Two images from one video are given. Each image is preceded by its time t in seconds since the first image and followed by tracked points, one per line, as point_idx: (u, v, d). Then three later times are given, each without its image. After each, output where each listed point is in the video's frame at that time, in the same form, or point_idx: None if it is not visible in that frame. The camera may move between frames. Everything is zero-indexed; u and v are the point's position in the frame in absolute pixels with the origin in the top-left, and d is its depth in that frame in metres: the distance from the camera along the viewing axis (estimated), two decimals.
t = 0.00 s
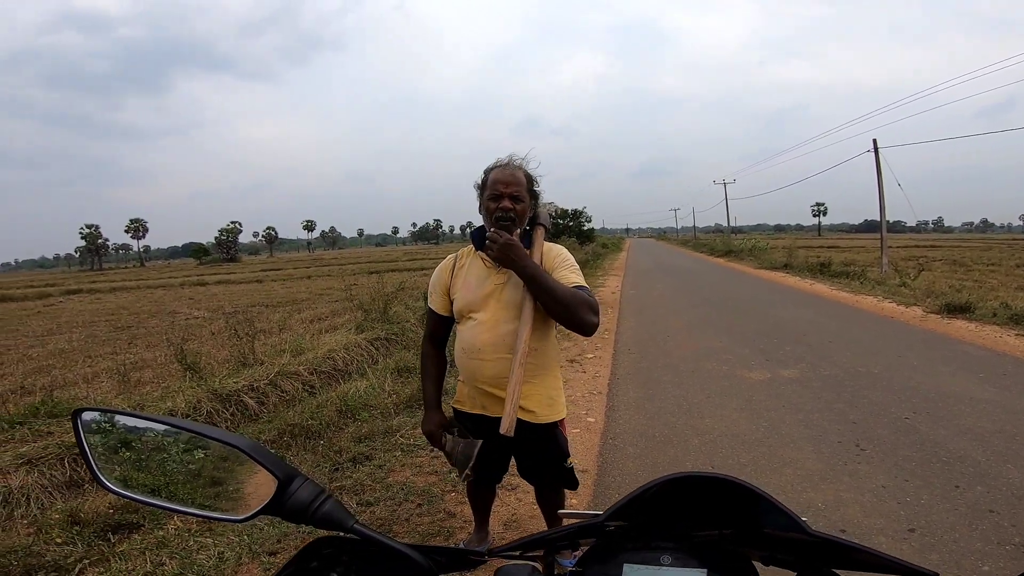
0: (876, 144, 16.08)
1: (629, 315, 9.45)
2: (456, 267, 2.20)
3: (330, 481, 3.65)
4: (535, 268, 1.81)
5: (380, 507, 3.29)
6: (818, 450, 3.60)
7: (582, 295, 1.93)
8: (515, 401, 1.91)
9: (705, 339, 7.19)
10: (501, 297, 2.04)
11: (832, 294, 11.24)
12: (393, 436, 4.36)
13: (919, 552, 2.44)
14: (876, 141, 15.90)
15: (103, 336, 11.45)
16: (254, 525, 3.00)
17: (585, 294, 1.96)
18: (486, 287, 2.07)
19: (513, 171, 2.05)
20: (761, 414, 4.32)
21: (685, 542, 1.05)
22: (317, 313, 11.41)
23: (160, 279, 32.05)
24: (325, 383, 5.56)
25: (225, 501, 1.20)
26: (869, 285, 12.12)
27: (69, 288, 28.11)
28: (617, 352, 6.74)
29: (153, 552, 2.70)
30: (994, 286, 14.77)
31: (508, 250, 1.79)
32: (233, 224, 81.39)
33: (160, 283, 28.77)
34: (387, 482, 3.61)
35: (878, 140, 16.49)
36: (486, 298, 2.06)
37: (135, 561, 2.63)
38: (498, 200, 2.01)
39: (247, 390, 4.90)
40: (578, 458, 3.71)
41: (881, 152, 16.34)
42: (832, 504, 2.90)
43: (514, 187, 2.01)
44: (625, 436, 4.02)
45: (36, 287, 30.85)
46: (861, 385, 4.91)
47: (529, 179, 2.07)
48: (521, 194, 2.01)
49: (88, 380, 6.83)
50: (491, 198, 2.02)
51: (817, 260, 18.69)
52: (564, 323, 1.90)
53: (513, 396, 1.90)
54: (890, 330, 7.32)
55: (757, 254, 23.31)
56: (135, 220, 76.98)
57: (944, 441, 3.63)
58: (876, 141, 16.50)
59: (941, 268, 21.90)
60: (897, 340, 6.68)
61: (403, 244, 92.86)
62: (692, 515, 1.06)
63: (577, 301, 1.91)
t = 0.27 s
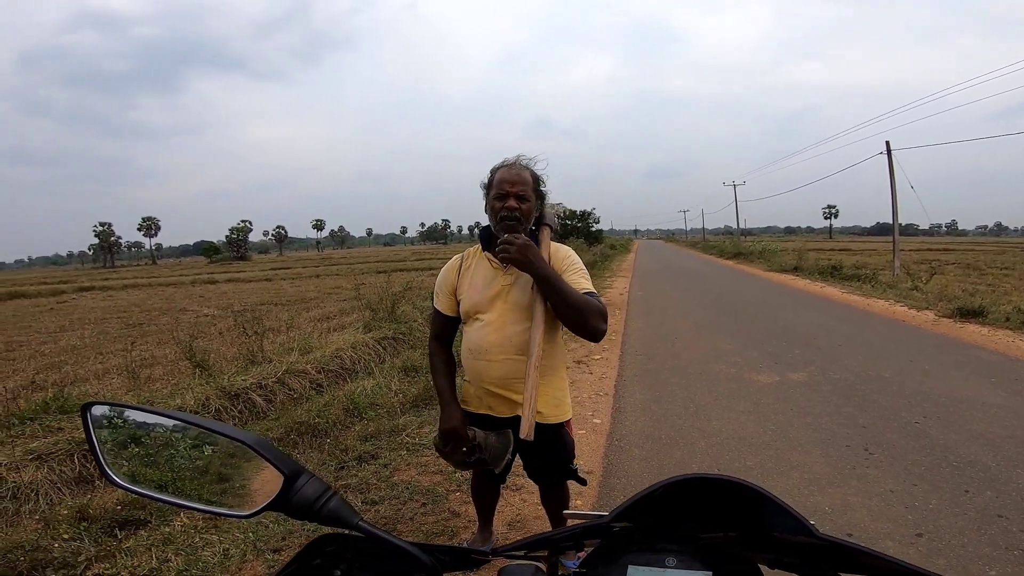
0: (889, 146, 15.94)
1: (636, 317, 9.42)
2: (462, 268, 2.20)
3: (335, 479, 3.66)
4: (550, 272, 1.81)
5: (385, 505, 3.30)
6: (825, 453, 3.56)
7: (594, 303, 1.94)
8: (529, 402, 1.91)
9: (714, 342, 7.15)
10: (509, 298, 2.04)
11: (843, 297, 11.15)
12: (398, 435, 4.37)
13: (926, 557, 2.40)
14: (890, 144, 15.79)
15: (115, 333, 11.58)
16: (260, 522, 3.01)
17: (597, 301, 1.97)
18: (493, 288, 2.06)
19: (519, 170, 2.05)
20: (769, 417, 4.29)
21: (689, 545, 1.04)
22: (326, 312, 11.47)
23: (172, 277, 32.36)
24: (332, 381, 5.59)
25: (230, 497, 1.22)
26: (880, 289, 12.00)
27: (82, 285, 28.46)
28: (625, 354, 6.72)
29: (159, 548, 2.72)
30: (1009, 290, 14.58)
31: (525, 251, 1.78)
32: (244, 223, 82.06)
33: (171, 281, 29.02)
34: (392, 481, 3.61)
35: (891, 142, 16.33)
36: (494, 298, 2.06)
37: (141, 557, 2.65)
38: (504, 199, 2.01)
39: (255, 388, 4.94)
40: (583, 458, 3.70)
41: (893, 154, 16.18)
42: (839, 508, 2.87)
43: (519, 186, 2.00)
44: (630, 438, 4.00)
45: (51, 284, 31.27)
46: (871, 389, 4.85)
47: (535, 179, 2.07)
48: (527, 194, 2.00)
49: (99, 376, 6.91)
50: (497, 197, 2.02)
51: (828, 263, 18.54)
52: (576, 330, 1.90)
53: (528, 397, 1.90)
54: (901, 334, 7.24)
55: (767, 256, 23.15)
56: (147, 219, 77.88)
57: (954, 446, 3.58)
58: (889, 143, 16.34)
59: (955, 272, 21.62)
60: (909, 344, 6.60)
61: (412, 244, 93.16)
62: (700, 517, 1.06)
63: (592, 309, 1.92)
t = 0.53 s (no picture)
0: (902, 150, 15.81)
1: (646, 320, 9.40)
2: (479, 271, 2.20)
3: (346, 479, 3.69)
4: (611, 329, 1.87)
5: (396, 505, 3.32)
6: (838, 458, 3.55)
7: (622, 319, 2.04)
8: (559, 403, 1.80)
9: (724, 345, 7.13)
10: (529, 300, 2.05)
11: (855, 302, 11.06)
12: (409, 436, 4.39)
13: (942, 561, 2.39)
14: (903, 148, 15.66)
15: (127, 331, 11.70)
16: (272, 521, 3.04)
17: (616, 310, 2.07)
18: (512, 291, 2.07)
19: (535, 172, 2.06)
20: (781, 421, 4.28)
21: (723, 545, 1.05)
22: (335, 312, 11.53)
23: (183, 276, 32.66)
24: (343, 381, 5.62)
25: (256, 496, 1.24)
26: (892, 294, 11.89)
27: (95, 283, 28.78)
28: (634, 357, 6.71)
29: (172, 546, 2.76)
30: None
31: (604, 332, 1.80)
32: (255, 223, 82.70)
33: (182, 280, 29.28)
34: (403, 481, 3.63)
35: (904, 146, 16.20)
36: (513, 301, 2.07)
37: (154, 555, 2.68)
38: (520, 201, 2.03)
39: (266, 387, 4.98)
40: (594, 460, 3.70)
41: (906, 157, 16.05)
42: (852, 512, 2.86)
43: (535, 188, 2.02)
44: (641, 441, 4.00)
45: (65, 282, 31.69)
46: (884, 394, 4.82)
47: (551, 180, 2.08)
48: (543, 195, 2.02)
49: (112, 374, 6.99)
50: (513, 199, 2.04)
51: (839, 267, 18.40)
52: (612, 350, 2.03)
53: (558, 400, 1.80)
54: (915, 339, 7.17)
55: (778, 260, 23.01)
56: (160, 218, 78.68)
57: (969, 451, 3.55)
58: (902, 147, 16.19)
59: (969, 276, 21.38)
60: (923, 349, 6.55)
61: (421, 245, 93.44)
62: (730, 518, 1.06)
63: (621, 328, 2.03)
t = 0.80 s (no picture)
0: (915, 154, 15.66)
1: (653, 323, 9.35)
2: (483, 275, 2.18)
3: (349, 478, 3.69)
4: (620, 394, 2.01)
5: (398, 506, 3.31)
6: (844, 464, 3.50)
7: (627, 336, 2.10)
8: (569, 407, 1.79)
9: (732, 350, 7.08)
10: (535, 304, 2.04)
11: (865, 307, 10.95)
12: (413, 437, 4.39)
13: (946, 569, 2.35)
14: (916, 152, 15.51)
15: (137, 328, 11.79)
16: (274, 520, 3.04)
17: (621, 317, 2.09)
18: (517, 294, 2.06)
19: (538, 175, 2.05)
20: (786, 426, 4.24)
21: (720, 554, 1.04)
22: (343, 312, 11.56)
23: (193, 274, 32.90)
24: (348, 381, 5.63)
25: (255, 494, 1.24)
26: (903, 299, 11.76)
27: (107, 280, 29.05)
28: (640, 360, 6.68)
29: (175, 544, 2.77)
30: None
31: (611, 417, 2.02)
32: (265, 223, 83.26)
33: (192, 279, 29.50)
34: (406, 482, 3.63)
35: (916, 150, 16.03)
36: (518, 304, 2.06)
37: (157, 552, 2.69)
38: (522, 204, 2.02)
39: (272, 386, 5.00)
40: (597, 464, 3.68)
41: (918, 161, 15.88)
42: (856, 518, 2.82)
43: (538, 191, 2.01)
44: (644, 445, 3.97)
45: (78, 279, 32.01)
46: (892, 400, 4.76)
47: (554, 183, 2.07)
48: (545, 198, 2.01)
49: (121, 371, 7.04)
50: (515, 202, 2.03)
51: (850, 272, 18.21)
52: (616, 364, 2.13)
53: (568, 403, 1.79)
54: (925, 345, 7.08)
55: (787, 264, 22.84)
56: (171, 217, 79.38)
57: (977, 458, 3.50)
58: (915, 152, 16.03)
59: (982, 282, 21.10)
60: (933, 355, 6.46)
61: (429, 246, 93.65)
62: (728, 527, 1.05)
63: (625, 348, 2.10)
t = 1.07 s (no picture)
0: (924, 161, 15.58)
1: (659, 329, 9.33)
2: (495, 280, 2.20)
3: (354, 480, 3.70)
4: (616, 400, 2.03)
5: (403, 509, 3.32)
6: (848, 471, 3.49)
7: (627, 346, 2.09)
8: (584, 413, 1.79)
9: (737, 356, 7.06)
10: (547, 310, 2.06)
11: (872, 314, 10.88)
12: (418, 439, 4.40)
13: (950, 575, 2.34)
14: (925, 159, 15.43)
15: (145, 328, 11.86)
16: (281, 522, 3.05)
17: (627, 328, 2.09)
18: (529, 300, 2.07)
19: (546, 182, 2.06)
20: (792, 433, 4.22)
21: (724, 559, 1.04)
22: (349, 314, 11.59)
23: (200, 275, 33.07)
24: (354, 384, 5.65)
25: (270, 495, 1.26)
26: (911, 307, 11.68)
27: (115, 280, 29.25)
28: (646, 366, 6.66)
29: (182, 544, 2.78)
30: None
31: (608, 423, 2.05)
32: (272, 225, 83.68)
33: (199, 280, 29.65)
34: (411, 484, 3.64)
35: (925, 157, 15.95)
36: (530, 310, 2.07)
37: (164, 551, 2.71)
38: (530, 212, 2.03)
39: (279, 387, 5.02)
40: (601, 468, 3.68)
41: (927, 168, 15.80)
42: (861, 524, 2.80)
43: (545, 199, 2.01)
44: (649, 450, 3.96)
45: (87, 278, 32.28)
46: (899, 408, 4.73)
47: (563, 191, 2.07)
48: (553, 206, 2.01)
49: (129, 371, 7.09)
50: (524, 210, 2.04)
51: (857, 279, 18.11)
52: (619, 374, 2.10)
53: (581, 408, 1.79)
54: (932, 352, 7.03)
55: (794, 271, 22.73)
56: (179, 218, 79.93)
57: (983, 466, 3.47)
58: (924, 159, 15.94)
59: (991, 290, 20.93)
60: (940, 363, 6.42)
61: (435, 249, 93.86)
62: (731, 531, 1.05)
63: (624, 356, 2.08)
